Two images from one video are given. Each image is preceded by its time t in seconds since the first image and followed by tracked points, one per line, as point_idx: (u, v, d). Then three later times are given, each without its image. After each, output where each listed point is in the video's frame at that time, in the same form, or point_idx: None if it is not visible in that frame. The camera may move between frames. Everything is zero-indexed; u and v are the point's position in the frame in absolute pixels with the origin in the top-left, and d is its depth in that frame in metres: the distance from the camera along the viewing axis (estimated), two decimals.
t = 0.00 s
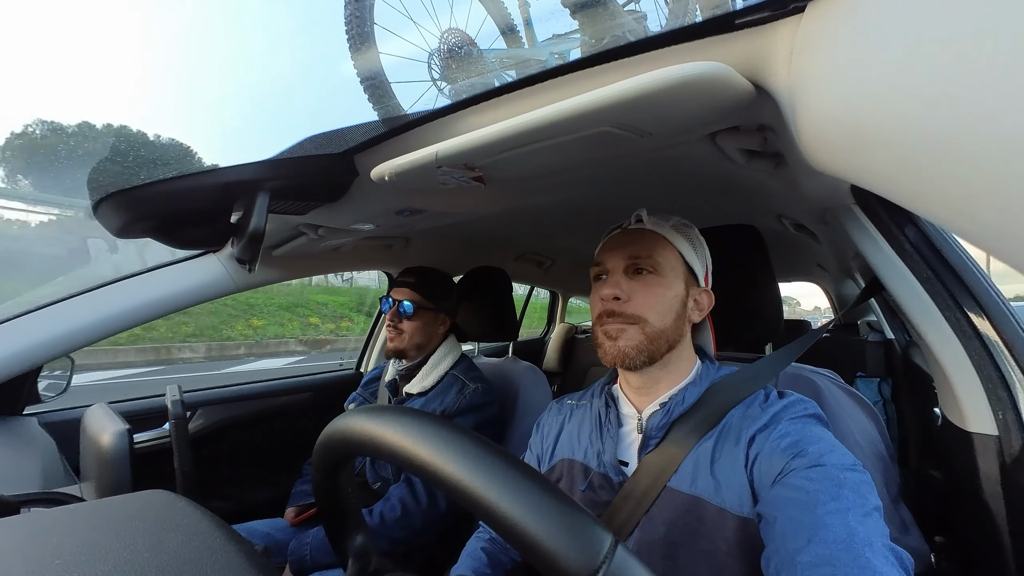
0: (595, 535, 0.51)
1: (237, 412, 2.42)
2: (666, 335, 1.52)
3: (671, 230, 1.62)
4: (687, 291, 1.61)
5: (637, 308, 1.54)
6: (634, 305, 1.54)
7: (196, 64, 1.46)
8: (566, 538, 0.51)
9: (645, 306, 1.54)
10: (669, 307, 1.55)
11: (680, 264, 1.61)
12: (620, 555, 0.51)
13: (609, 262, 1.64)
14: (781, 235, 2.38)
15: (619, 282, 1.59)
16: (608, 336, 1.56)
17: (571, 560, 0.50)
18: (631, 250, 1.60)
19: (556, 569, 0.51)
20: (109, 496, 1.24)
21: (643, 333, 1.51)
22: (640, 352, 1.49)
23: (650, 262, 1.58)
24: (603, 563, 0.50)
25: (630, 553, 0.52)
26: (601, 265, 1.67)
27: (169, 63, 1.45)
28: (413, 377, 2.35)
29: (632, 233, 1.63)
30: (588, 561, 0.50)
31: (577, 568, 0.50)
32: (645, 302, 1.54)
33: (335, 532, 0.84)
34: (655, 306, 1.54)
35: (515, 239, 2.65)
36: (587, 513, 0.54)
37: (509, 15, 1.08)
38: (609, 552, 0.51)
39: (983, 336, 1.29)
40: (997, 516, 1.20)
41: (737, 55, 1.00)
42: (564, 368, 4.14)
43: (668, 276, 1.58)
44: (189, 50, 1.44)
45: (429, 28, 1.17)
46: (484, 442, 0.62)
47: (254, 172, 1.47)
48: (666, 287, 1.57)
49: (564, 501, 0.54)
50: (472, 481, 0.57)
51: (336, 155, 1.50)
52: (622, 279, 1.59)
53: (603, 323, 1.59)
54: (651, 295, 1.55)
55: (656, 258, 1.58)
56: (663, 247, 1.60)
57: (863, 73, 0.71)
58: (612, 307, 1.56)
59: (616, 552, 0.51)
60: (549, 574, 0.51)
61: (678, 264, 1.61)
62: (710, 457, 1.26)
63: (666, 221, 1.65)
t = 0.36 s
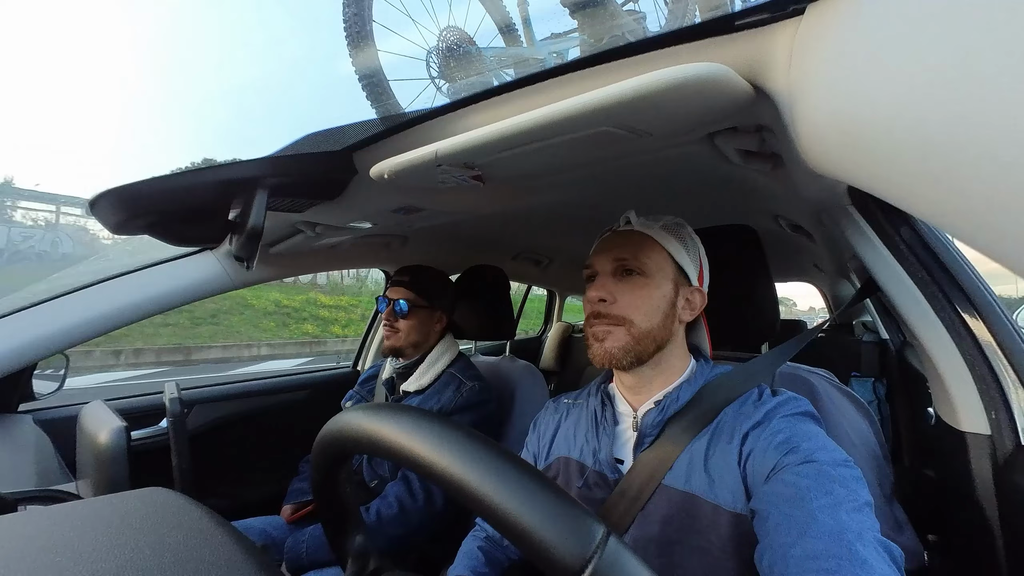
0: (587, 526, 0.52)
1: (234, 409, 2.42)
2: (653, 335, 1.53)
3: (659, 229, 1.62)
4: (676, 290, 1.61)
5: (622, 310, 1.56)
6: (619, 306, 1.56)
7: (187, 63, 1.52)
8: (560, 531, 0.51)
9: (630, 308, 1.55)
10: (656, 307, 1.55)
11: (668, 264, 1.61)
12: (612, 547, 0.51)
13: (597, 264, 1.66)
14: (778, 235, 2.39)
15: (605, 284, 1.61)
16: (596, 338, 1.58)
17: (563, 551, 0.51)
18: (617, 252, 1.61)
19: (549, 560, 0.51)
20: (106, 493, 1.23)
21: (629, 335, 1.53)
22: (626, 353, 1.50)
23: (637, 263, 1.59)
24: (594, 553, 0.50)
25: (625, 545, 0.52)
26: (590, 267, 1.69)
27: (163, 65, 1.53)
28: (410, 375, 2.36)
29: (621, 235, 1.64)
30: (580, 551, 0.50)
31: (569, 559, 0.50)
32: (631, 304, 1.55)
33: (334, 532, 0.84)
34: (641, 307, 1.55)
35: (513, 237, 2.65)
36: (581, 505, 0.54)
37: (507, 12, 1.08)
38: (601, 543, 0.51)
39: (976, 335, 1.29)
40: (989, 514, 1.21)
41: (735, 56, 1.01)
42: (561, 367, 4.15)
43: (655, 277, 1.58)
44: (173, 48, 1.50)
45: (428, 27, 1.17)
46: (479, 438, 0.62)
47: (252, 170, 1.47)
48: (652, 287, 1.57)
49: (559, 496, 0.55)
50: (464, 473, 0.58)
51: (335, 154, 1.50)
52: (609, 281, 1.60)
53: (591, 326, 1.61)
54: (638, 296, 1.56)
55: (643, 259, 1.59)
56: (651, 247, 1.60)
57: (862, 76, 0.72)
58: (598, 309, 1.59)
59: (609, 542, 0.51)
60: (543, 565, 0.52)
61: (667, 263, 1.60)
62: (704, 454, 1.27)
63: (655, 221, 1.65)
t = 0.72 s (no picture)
0: (575, 516, 0.52)
1: (230, 406, 2.41)
2: (655, 332, 1.53)
3: (663, 227, 1.62)
4: (679, 288, 1.61)
5: (624, 307, 1.56)
6: (621, 303, 1.56)
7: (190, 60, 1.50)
8: (550, 521, 0.52)
9: (632, 305, 1.55)
10: (659, 304, 1.56)
11: (670, 262, 1.61)
12: (598, 534, 0.51)
13: (599, 260, 1.66)
14: (775, 235, 2.39)
15: (607, 281, 1.61)
16: (597, 335, 1.58)
17: (549, 539, 0.51)
18: (620, 248, 1.61)
19: (536, 548, 0.52)
20: (102, 490, 1.23)
21: (631, 332, 1.53)
22: (628, 350, 1.50)
23: (639, 260, 1.59)
24: (581, 540, 0.51)
25: (615, 537, 0.52)
26: (592, 263, 1.69)
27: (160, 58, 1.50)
28: (408, 372, 2.37)
29: (624, 231, 1.64)
30: (567, 541, 0.50)
31: (555, 549, 0.51)
32: (633, 301, 1.56)
33: (332, 530, 0.84)
34: (643, 304, 1.55)
35: (511, 235, 2.65)
36: (573, 499, 0.54)
37: (507, 10, 1.08)
38: (588, 529, 0.51)
39: (972, 338, 1.30)
40: (983, 513, 1.22)
41: (734, 56, 1.00)
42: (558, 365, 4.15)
43: (658, 274, 1.58)
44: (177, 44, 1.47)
45: (426, 23, 1.16)
46: (472, 433, 0.63)
47: (249, 166, 1.46)
48: (654, 285, 1.57)
49: (557, 494, 0.55)
50: (453, 465, 0.59)
51: (333, 151, 1.50)
52: (611, 278, 1.60)
53: (592, 322, 1.61)
54: (639, 293, 1.56)
55: (646, 256, 1.59)
56: (654, 244, 1.60)
57: (858, 78, 0.72)
58: (600, 306, 1.59)
59: (595, 530, 0.52)
60: (532, 556, 0.52)
61: (669, 261, 1.61)
62: (705, 453, 1.27)
63: (660, 219, 1.66)
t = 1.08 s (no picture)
0: (575, 519, 0.52)
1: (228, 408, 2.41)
2: (647, 334, 1.53)
3: (658, 227, 1.61)
4: (674, 288, 1.60)
5: (615, 309, 1.57)
6: (612, 305, 1.57)
7: (195, 61, 1.42)
8: (549, 524, 0.51)
9: (623, 307, 1.56)
10: (652, 306, 1.55)
11: (666, 262, 1.60)
12: (599, 538, 0.51)
13: (594, 261, 1.67)
14: (774, 234, 2.40)
15: (599, 282, 1.62)
16: (589, 335, 1.60)
17: (550, 542, 0.51)
18: (613, 249, 1.62)
19: (537, 551, 0.51)
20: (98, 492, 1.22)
21: (622, 334, 1.54)
22: (618, 352, 1.52)
23: (632, 261, 1.59)
24: (581, 544, 0.50)
25: (615, 541, 0.52)
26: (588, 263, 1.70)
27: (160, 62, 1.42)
28: (412, 371, 2.38)
29: (619, 232, 1.64)
30: (568, 544, 0.50)
31: (556, 551, 0.50)
32: (624, 303, 1.56)
33: (330, 532, 0.83)
34: (635, 306, 1.55)
35: (510, 235, 2.65)
36: (574, 502, 0.54)
37: (505, 10, 1.09)
38: (589, 534, 0.51)
39: (970, 335, 1.30)
40: (982, 512, 1.22)
41: (731, 55, 1.00)
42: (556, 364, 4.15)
43: (651, 275, 1.58)
44: (180, 43, 1.39)
45: (424, 23, 1.17)
46: (471, 434, 0.63)
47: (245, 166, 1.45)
48: (648, 286, 1.57)
49: (555, 497, 0.54)
50: (447, 463, 0.59)
51: (330, 151, 1.50)
52: (604, 279, 1.61)
53: (585, 323, 1.63)
54: (632, 295, 1.57)
55: (639, 257, 1.59)
56: (649, 245, 1.60)
57: (856, 78, 0.72)
58: (592, 307, 1.60)
59: (596, 534, 0.51)
60: (532, 559, 0.52)
61: (664, 262, 1.60)
62: (704, 456, 1.27)
63: (657, 218, 1.65)
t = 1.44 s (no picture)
0: (577, 524, 0.52)
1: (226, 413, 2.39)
2: (646, 335, 1.53)
3: (655, 228, 1.62)
4: (671, 290, 1.61)
5: (614, 310, 1.57)
6: (611, 307, 1.57)
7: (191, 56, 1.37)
8: (551, 528, 0.51)
9: (621, 308, 1.56)
10: (650, 307, 1.56)
11: (663, 264, 1.60)
12: (602, 541, 0.51)
13: (592, 263, 1.67)
14: (773, 236, 2.40)
15: (598, 284, 1.62)
16: (588, 338, 1.59)
17: (552, 547, 0.51)
18: (611, 251, 1.62)
19: (539, 556, 0.51)
20: (97, 497, 1.22)
21: (621, 336, 1.54)
22: (617, 353, 1.51)
23: (629, 263, 1.59)
24: (584, 549, 0.50)
25: (616, 542, 0.52)
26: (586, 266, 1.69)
27: (162, 62, 1.37)
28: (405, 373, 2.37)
29: (616, 234, 1.64)
30: (571, 548, 0.50)
31: (559, 556, 0.50)
32: (623, 304, 1.56)
33: (329, 535, 0.83)
34: (633, 307, 1.55)
35: (509, 238, 2.65)
36: (576, 506, 0.54)
37: (502, 14, 1.07)
38: (591, 539, 0.51)
39: (968, 336, 1.30)
40: (982, 514, 1.22)
41: (729, 58, 1.01)
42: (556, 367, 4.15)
43: (649, 277, 1.58)
44: (180, 44, 1.36)
45: (422, 27, 1.14)
46: (472, 439, 0.62)
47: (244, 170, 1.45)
48: (646, 287, 1.57)
49: (555, 498, 0.54)
50: (449, 467, 0.59)
51: (330, 154, 1.50)
52: (602, 281, 1.61)
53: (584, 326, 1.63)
54: (630, 296, 1.57)
55: (637, 258, 1.59)
56: (646, 247, 1.60)
57: (852, 79, 0.73)
58: (590, 309, 1.60)
59: (598, 539, 0.51)
60: (534, 564, 0.52)
61: (662, 263, 1.60)
62: (702, 456, 1.27)
63: (654, 219, 1.65)
